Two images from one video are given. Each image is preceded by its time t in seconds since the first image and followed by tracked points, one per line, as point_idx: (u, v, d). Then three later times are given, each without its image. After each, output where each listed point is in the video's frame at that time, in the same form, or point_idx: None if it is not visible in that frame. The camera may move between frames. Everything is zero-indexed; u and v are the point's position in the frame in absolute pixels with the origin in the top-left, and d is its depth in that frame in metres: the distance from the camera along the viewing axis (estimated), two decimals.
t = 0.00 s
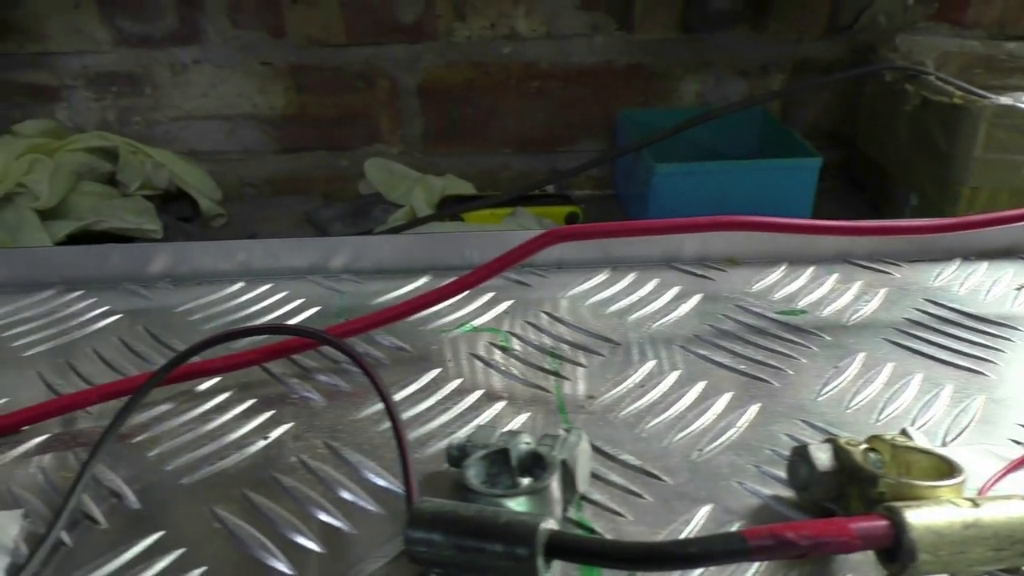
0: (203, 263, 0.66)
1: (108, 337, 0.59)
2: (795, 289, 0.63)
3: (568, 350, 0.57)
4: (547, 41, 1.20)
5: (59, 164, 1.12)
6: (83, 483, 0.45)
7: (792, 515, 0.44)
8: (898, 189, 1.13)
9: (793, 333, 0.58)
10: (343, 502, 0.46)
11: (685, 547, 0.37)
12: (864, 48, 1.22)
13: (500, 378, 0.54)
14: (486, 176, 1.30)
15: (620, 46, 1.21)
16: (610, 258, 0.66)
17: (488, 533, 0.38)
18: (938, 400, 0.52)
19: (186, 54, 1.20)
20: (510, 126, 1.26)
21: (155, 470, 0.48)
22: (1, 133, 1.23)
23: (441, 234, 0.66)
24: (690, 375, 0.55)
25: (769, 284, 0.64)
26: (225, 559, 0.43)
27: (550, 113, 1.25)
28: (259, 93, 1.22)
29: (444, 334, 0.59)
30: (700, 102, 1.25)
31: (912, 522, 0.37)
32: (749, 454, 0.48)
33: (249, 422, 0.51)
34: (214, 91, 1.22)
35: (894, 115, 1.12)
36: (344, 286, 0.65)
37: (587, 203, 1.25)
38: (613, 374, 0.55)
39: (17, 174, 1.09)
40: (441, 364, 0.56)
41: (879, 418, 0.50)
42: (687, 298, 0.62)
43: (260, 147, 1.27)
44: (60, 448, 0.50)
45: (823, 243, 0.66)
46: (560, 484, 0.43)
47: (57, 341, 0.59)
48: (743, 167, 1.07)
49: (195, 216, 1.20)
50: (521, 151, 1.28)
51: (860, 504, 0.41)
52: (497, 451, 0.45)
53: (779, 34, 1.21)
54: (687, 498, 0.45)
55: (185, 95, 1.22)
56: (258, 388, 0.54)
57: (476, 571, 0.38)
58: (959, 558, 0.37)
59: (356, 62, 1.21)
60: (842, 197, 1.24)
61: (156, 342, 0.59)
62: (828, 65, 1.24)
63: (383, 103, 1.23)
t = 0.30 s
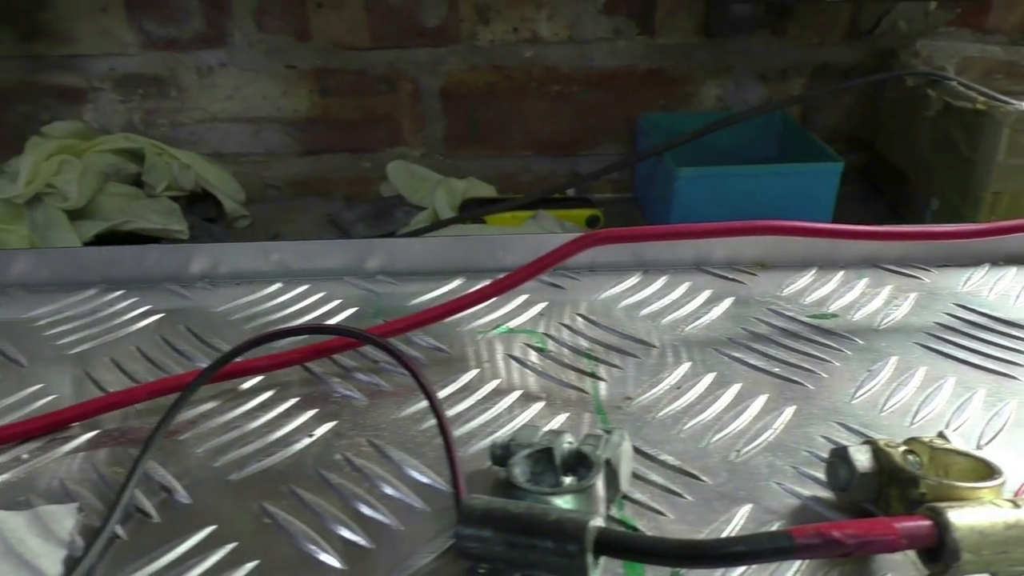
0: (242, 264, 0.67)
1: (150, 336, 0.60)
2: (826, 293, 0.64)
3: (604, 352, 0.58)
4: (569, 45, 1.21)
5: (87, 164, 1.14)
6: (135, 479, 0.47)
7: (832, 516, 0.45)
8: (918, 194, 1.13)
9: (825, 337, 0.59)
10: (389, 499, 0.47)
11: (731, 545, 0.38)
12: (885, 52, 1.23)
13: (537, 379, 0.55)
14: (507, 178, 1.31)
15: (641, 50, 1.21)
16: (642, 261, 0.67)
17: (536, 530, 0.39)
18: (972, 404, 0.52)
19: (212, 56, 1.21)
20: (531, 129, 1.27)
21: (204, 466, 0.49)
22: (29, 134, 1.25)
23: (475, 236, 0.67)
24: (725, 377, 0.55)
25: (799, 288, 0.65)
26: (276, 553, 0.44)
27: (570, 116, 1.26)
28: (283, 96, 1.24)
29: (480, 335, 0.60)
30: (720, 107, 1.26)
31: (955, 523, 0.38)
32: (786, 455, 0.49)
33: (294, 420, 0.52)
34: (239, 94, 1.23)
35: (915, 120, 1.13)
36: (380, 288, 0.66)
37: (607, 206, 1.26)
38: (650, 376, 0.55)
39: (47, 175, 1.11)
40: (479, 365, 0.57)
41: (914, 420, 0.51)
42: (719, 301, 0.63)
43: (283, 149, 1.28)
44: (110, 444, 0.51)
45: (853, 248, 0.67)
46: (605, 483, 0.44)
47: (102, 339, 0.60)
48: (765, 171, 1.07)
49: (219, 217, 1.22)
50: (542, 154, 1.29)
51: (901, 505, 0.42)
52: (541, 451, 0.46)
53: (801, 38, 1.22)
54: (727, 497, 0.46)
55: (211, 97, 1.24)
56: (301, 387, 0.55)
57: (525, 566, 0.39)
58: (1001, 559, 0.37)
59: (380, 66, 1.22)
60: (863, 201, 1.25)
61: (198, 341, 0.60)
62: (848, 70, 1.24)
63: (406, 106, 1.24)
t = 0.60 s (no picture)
0: (281, 266, 0.68)
1: (194, 336, 0.62)
2: (859, 299, 0.65)
3: (641, 355, 0.59)
4: (592, 50, 1.21)
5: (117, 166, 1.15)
6: (188, 476, 0.48)
7: (873, 518, 0.46)
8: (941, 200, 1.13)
9: (859, 342, 0.60)
10: (436, 498, 0.48)
11: (780, 546, 0.39)
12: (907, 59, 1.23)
13: (576, 382, 0.56)
14: (529, 182, 1.32)
15: (664, 55, 1.22)
16: (675, 265, 0.68)
17: (587, 530, 0.40)
18: (1008, 409, 0.53)
19: (239, 60, 1.22)
20: (554, 133, 1.28)
21: (253, 464, 0.50)
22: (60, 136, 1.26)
23: (511, 240, 0.68)
24: (762, 381, 0.56)
25: (832, 293, 0.65)
26: (328, 549, 0.45)
27: (593, 121, 1.26)
28: (309, 99, 1.25)
29: (519, 337, 0.61)
30: (742, 112, 1.26)
31: (1001, 526, 0.38)
32: (826, 458, 0.50)
33: (339, 419, 0.53)
34: (265, 97, 1.25)
35: (938, 126, 1.13)
36: (417, 290, 0.67)
37: (629, 210, 1.26)
38: (687, 379, 0.56)
39: (77, 176, 1.13)
40: (518, 367, 0.58)
41: (951, 425, 0.52)
42: (753, 306, 0.64)
43: (308, 152, 1.29)
44: (160, 441, 0.52)
45: (885, 254, 0.68)
46: (651, 483, 0.45)
47: (146, 339, 0.62)
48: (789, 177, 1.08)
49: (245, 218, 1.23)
50: (564, 159, 1.30)
51: (945, 509, 0.42)
52: (588, 451, 0.46)
53: (823, 44, 1.22)
54: (769, 499, 0.47)
55: (238, 100, 1.25)
56: (344, 387, 0.56)
57: (575, 564, 0.40)
58: None
59: (405, 70, 1.23)
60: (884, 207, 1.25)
61: (241, 341, 0.61)
62: (870, 76, 1.25)
63: (430, 109, 1.26)
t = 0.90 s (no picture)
0: (318, 272, 0.69)
1: (234, 341, 0.62)
2: (893, 307, 0.65)
3: (678, 362, 0.59)
4: (615, 56, 1.22)
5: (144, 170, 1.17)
6: (236, 480, 0.48)
7: (916, 527, 0.46)
8: (964, 207, 1.13)
9: (895, 350, 0.60)
10: (481, 503, 0.48)
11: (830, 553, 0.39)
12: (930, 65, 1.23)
13: (615, 389, 0.57)
14: (551, 187, 1.32)
15: (687, 61, 1.22)
16: (708, 273, 0.68)
17: (637, 537, 0.40)
18: None
19: (264, 65, 1.23)
20: (576, 139, 1.28)
21: (299, 468, 0.51)
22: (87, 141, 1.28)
23: (545, 247, 0.69)
24: (800, 389, 0.56)
25: (866, 302, 0.65)
26: (376, 553, 0.45)
27: (615, 126, 1.27)
28: (333, 104, 1.26)
29: (556, 344, 0.61)
30: (765, 118, 1.26)
31: None
32: (866, 466, 0.50)
33: (381, 425, 0.54)
34: (290, 102, 1.26)
35: (962, 133, 1.13)
36: (453, 296, 0.67)
37: (650, 215, 1.27)
38: (726, 387, 0.57)
39: (106, 180, 1.14)
40: (556, 374, 0.58)
41: (991, 434, 0.52)
42: (787, 313, 0.64)
43: (332, 157, 1.30)
44: (206, 445, 0.53)
45: (918, 262, 0.68)
46: (697, 490, 0.45)
47: (187, 344, 0.62)
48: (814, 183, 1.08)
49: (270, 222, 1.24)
50: (586, 164, 1.30)
51: (992, 518, 0.42)
52: (632, 458, 0.47)
53: (846, 51, 1.22)
54: (812, 507, 0.47)
55: (262, 105, 1.26)
56: (385, 393, 0.57)
57: (625, 570, 0.41)
58: None
59: (428, 75, 1.24)
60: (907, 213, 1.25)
61: (281, 346, 0.62)
62: (893, 82, 1.25)
63: (453, 115, 1.26)
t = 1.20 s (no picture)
0: (355, 277, 0.69)
1: (276, 346, 0.63)
2: (930, 315, 0.65)
3: (717, 370, 0.59)
4: (638, 62, 1.22)
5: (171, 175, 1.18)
6: (287, 485, 0.49)
7: (965, 536, 0.46)
8: (989, 214, 1.13)
9: (934, 358, 0.60)
10: (529, 509, 0.49)
11: (885, 562, 0.39)
12: (954, 72, 1.23)
13: (656, 396, 0.57)
14: (573, 193, 1.33)
15: (710, 68, 1.23)
16: (744, 280, 0.69)
17: (692, 544, 0.41)
18: None
19: (289, 71, 1.24)
20: (598, 145, 1.29)
21: (347, 472, 0.51)
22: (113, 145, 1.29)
23: (581, 254, 0.69)
24: (841, 398, 0.57)
25: (903, 310, 0.66)
26: (427, 558, 0.46)
27: (637, 132, 1.27)
28: (357, 109, 1.26)
29: (595, 350, 0.62)
30: (787, 125, 1.27)
31: None
32: (911, 474, 0.50)
33: (426, 430, 0.55)
34: (314, 107, 1.26)
35: (987, 140, 1.13)
36: (490, 303, 0.68)
37: (672, 221, 1.27)
38: (766, 394, 0.57)
39: (133, 185, 1.15)
40: (596, 381, 0.59)
41: None
42: (824, 321, 0.64)
43: (355, 162, 1.31)
44: (254, 450, 0.53)
45: (954, 271, 0.68)
46: (747, 498, 0.45)
47: (228, 349, 0.63)
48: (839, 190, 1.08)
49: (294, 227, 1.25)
50: (608, 170, 1.31)
51: None
52: (681, 466, 0.47)
53: (870, 58, 1.22)
54: (859, 515, 0.48)
55: (287, 110, 1.27)
56: (427, 398, 0.57)
57: None
58: None
59: (452, 81, 1.24)
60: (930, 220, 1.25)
61: (323, 351, 0.62)
62: (917, 89, 1.25)
63: (476, 120, 1.27)
